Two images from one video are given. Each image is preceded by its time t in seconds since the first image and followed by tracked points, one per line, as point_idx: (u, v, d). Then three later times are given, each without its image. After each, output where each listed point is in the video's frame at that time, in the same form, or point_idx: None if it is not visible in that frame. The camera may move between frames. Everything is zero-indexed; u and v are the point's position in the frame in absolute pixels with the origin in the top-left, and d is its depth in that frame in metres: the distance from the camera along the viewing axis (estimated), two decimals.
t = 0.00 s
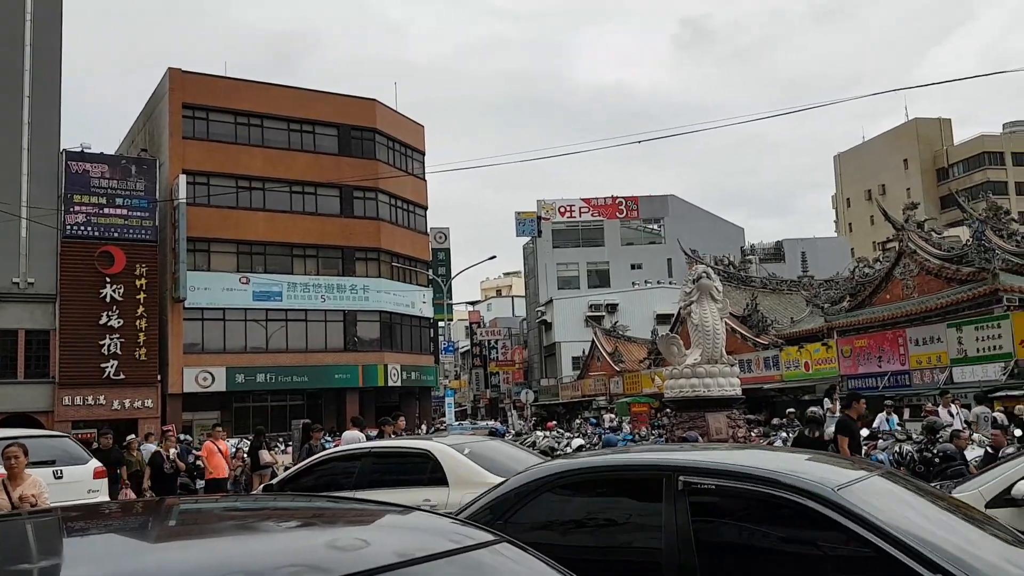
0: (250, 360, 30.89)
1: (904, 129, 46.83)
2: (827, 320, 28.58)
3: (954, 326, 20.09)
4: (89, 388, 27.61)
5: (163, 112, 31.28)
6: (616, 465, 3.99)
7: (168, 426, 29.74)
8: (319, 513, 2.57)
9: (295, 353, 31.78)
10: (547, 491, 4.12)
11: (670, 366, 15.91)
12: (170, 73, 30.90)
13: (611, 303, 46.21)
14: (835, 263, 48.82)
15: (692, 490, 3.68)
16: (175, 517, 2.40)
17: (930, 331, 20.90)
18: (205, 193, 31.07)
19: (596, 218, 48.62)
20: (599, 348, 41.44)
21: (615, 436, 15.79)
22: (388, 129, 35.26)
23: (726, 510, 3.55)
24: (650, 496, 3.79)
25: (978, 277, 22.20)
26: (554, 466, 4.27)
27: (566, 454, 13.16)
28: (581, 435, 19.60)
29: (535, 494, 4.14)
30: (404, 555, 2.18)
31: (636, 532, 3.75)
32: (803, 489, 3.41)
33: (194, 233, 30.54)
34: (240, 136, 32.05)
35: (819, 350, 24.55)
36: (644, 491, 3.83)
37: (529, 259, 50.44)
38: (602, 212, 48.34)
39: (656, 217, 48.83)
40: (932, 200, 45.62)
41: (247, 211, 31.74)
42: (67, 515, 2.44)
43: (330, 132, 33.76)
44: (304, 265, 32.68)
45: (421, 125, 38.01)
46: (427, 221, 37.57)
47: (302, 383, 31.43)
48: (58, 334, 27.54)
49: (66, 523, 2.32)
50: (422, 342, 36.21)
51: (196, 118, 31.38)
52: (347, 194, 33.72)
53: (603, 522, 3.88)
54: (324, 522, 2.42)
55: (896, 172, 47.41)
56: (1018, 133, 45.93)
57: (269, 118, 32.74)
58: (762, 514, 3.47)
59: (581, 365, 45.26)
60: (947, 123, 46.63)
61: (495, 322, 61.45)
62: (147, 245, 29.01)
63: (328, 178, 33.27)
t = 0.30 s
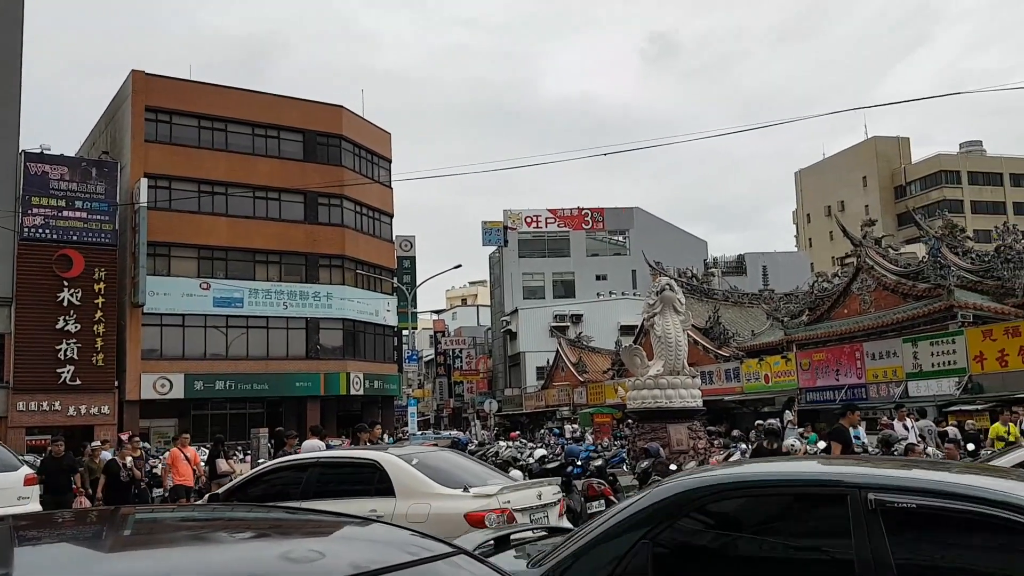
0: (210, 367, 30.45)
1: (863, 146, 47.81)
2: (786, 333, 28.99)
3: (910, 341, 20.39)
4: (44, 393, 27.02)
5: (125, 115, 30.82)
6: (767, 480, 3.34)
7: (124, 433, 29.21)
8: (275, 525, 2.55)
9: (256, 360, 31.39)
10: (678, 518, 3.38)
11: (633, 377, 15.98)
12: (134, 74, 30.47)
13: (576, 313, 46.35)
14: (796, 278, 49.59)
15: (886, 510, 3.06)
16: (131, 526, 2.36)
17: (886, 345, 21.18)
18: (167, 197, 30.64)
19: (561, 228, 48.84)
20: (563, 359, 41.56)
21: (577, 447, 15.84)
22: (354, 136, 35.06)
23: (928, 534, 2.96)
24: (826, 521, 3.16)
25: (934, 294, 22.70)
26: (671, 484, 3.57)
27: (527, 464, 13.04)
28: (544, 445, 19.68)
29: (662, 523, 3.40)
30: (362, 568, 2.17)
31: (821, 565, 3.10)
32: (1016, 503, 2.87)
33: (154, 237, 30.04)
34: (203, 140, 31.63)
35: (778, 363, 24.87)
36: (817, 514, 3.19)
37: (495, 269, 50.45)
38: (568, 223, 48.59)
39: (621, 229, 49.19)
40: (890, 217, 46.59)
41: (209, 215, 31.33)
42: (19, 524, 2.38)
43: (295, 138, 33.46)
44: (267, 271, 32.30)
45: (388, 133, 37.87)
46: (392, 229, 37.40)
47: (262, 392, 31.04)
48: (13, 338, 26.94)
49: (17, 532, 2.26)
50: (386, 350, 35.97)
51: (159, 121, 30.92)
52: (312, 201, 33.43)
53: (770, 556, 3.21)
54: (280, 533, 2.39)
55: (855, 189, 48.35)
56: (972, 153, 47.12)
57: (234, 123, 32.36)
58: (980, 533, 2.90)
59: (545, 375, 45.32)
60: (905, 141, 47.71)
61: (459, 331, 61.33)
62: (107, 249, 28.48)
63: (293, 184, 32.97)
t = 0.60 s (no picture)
0: (178, 375, 30.07)
1: (834, 165, 48.50)
2: (757, 348, 29.25)
3: (878, 357, 20.70)
4: (8, 400, 26.57)
5: (97, 119, 30.48)
6: (949, 507, 2.83)
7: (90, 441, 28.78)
8: (240, 535, 2.53)
9: (226, 369, 31.06)
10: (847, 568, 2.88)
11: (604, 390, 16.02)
12: (106, 79, 30.15)
13: (549, 325, 46.40)
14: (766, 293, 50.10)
15: None
16: (95, 537, 2.32)
17: (854, 361, 21.38)
18: (138, 202, 30.29)
19: (536, 240, 48.94)
20: (536, 371, 41.57)
21: (548, 459, 15.87)
22: (329, 144, 34.91)
23: None
24: None
25: (902, 311, 23.06)
26: (887, 509, 2.97)
27: (498, 476, 12.98)
28: (515, 457, 19.70)
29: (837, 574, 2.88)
30: None
31: None
32: None
33: (124, 243, 29.69)
34: (176, 146, 31.32)
35: (749, 377, 25.07)
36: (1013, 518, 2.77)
37: (469, 279, 50.41)
38: (542, 235, 48.73)
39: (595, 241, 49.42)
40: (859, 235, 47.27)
41: (180, 221, 31.03)
42: None
43: (269, 145, 33.25)
44: (238, 278, 32.01)
45: (363, 142, 37.76)
46: (366, 238, 37.25)
47: (231, 400, 30.69)
48: None
49: None
50: (357, 360, 35.75)
51: (131, 126, 30.60)
52: (285, 208, 33.21)
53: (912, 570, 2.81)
54: (244, 545, 2.37)
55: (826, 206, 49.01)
56: (940, 173, 48.00)
57: (207, 129, 32.09)
58: None
59: (518, 387, 45.30)
60: (875, 160, 48.47)
61: (433, 342, 61.13)
62: (76, 254, 28.06)
63: (266, 192, 32.75)
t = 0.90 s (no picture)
0: (143, 378, 29.63)
1: (802, 178, 49.25)
2: (724, 357, 29.52)
3: (842, 368, 20.90)
4: None
5: (64, 117, 30.00)
6: None
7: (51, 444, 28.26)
8: (202, 541, 2.50)
9: (191, 372, 30.64)
10: None
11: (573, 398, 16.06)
12: (74, 77, 29.70)
13: (519, 333, 46.43)
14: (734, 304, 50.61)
15: None
16: (54, 541, 2.29)
17: (819, 372, 21.62)
18: (104, 202, 29.83)
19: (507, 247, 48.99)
20: (505, 378, 41.58)
21: (515, 466, 15.85)
22: (300, 147, 34.65)
23: None
24: None
25: (867, 323, 23.43)
26: None
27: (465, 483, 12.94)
28: (482, 464, 19.68)
29: None
30: None
31: None
32: None
33: (89, 244, 29.22)
34: (144, 146, 30.90)
35: (716, 387, 25.29)
36: None
37: (440, 285, 50.29)
38: (513, 242, 48.75)
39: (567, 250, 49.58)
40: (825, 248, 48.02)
41: (147, 222, 30.60)
42: None
43: (240, 147, 32.92)
44: (205, 281, 31.65)
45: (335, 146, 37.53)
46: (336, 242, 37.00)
47: (196, 405, 30.30)
48: None
49: None
50: (325, 365, 35.45)
51: (99, 126, 30.15)
52: (254, 212, 32.90)
53: None
54: (209, 551, 2.35)
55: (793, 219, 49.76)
56: (906, 189, 48.94)
57: (177, 130, 31.71)
58: None
59: (487, 394, 45.24)
60: (842, 175, 49.32)
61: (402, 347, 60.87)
62: (40, 254, 27.56)
63: (235, 194, 32.42)
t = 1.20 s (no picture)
0: (114, 379, 29.28)
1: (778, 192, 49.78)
2: (699, 367, 29.72)
3: (815, 380, 21.11)
4: None
5: (40, 113, 29.62)
6: None
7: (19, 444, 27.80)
8: (171, 543, 2.49)
9: (164, 373, 30.32)
10: None
11: (548, 405, 16.07)
12: (52, 73, 29.34)
13: (496, 339, 46.42)
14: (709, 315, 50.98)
15: None
16: (19, 541, 2.27)
17: (792, 384, 21.80)
18: (79, 200, 29.46)
19: (486, 253, 48.82)
20: (481, 384, 41.55)
21: (489, 472, 15.82)
22: (279, 149, 34.43)
23: None
24: None
25: (839, 336, 23.70)
26: None
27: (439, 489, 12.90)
28: (456, 469, 19.66)
29: None
30: None
31: None
32: None
33: (63, 241, 28.84)
34: (121, 144, 30.58)
35: (690, 397, 25.44)
36: None
37: (417, 290, 50.14)
38: (492, 248, 48.58)
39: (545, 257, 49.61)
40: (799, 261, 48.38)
41: (122, 221, 30.27)
42: None
43: (217, 147, 32.67)
44: (179, 281, 31.36)
45: (314, 148, 37.34)
46: (313, 245, 36.80)
47: (167, 406, 29.99)
48: None
49: None
50: (300, 368, 35.22)
51: (75, 123, 29.80)
52: (231, 213, 32.65)
53: None
54: (176, 554, 2.34)
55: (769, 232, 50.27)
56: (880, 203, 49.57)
57: (154, 128, 31.42)
58: None
59: (462, 400, 45.17)
60: (818, 189, 49.95)
61: (377, 352, 60.63)
62: (11, 251, 27.14)
63: (212, 195, 32.16)
